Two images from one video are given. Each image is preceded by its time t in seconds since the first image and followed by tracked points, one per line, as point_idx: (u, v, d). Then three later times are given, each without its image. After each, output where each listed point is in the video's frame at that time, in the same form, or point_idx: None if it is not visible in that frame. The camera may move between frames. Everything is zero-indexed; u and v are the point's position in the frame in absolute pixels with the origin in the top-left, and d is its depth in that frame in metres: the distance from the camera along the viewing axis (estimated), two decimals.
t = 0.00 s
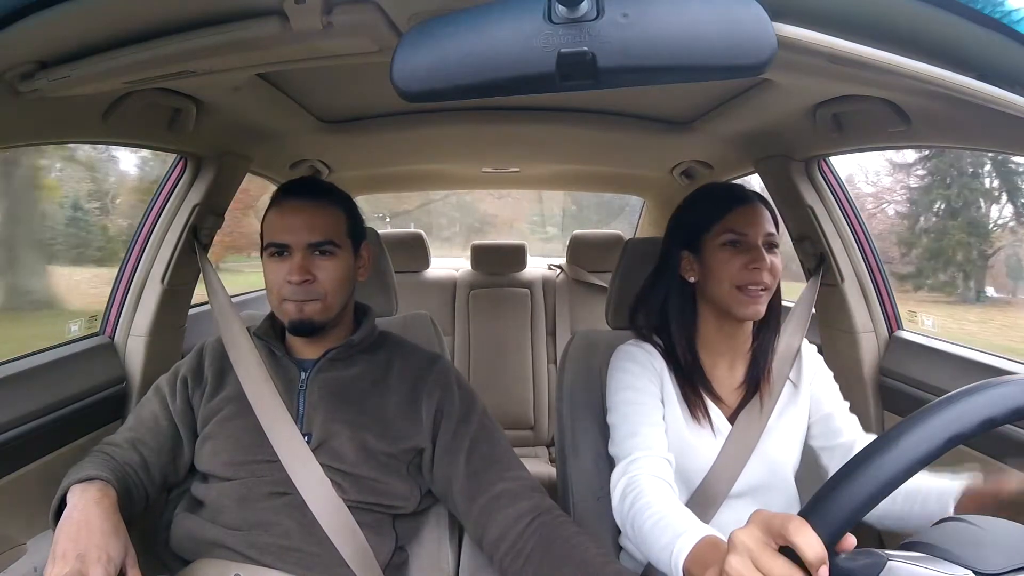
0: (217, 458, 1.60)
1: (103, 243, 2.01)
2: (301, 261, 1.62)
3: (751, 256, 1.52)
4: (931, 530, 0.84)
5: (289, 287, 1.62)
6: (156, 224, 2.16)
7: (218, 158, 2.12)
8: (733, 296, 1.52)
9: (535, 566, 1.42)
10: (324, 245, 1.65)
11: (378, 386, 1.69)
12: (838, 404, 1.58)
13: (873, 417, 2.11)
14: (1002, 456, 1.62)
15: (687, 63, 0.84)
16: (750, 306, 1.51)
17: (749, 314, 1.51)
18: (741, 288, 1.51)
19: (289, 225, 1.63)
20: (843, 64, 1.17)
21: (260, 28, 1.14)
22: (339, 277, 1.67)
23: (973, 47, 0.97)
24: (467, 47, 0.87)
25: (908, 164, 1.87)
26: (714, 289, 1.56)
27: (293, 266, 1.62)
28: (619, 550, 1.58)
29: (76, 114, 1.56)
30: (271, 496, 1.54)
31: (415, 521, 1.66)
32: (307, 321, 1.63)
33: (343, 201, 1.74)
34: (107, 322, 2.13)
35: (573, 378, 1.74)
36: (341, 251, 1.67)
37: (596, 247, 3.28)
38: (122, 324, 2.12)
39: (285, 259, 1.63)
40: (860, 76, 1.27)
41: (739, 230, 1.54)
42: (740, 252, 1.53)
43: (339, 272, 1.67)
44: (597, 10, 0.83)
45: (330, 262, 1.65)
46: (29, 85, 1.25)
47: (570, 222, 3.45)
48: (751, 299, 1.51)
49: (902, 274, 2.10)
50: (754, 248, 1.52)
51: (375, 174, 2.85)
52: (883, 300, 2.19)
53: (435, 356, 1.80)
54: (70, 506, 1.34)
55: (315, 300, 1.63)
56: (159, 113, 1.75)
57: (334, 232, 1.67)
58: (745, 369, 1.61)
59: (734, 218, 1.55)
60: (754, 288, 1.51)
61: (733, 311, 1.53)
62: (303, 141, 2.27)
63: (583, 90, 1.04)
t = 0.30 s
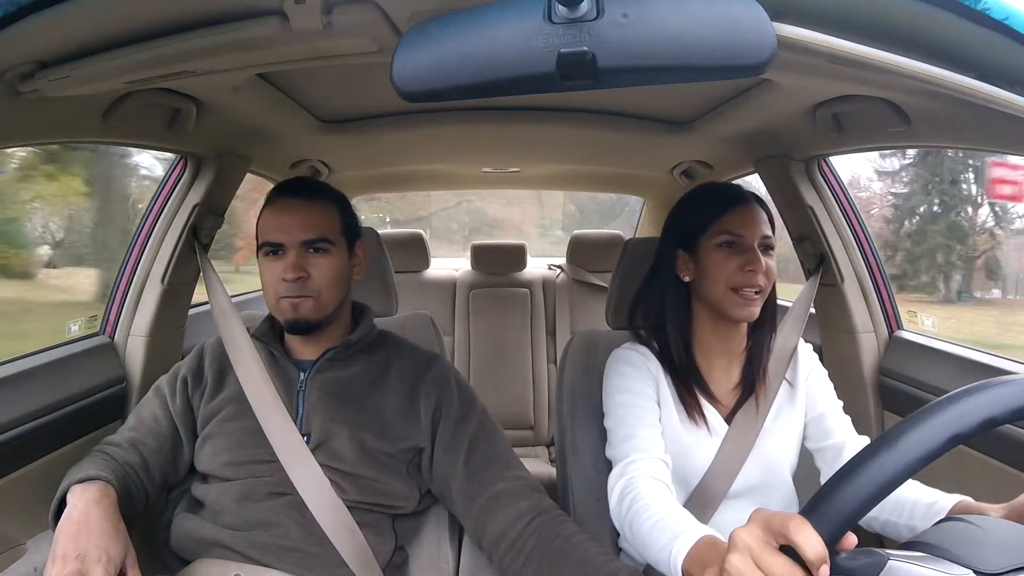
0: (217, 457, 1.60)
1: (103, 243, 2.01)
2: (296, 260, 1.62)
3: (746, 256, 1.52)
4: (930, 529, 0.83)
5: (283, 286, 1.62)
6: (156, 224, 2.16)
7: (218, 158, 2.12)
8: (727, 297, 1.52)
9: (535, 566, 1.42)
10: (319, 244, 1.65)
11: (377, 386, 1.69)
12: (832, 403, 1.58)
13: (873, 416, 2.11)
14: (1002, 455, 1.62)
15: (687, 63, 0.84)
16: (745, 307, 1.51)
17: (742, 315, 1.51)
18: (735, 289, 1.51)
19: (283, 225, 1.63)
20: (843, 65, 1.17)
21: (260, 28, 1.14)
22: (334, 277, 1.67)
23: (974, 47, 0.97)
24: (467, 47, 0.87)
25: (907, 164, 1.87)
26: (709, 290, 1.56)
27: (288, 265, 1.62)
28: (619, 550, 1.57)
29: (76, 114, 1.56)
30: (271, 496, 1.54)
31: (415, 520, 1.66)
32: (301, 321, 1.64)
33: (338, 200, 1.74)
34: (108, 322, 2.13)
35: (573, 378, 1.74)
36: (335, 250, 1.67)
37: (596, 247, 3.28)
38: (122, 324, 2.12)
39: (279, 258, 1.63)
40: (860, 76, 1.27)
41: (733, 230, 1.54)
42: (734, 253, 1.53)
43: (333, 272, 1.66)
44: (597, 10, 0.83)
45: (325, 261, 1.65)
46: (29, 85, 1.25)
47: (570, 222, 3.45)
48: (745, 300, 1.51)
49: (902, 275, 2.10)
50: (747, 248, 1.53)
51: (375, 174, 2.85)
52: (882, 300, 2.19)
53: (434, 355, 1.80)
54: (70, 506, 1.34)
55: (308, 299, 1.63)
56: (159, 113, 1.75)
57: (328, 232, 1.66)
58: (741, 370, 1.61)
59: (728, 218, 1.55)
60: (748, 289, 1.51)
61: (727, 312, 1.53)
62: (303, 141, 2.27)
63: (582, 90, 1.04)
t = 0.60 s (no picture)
0: (218, 458, 1.60)
1: (103, 243, 2.01)
2: (296, 261, 1.62)
3: (750, 257, 1.52)
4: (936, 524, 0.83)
5: (284, 287, 1.62)
6: (156, 224, 2.16)
7: (218, 158, 2.12)
8: (732, 298, 1.52)
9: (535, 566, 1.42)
10: (319, 245, 1.65)
11: (377, 387, 1.70)
12: (832, 404, 1.59)
13: (873, 416, 2.11)
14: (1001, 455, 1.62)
15: (686, 63, 0.84)
16: (749, 308, 1.51)
17: (746, 315, 1.51)
18: (738, 290, 1.52)
19: (284, 226, 1.63)
20: (843, 64, 1.17)
21: (260, 28, 1.14)
22: (334, 277, 1.67)
23: (974, 47, 0.97)
24: (467, 47, 0.87)
25: (907, 164, 1.87)
26: (714, 290, 1.56)
27: (288, 266, 1.62)
28: (619, 550, 1.58)
29: (77, 114, 1.57)
30: (271, 496, 1.54)
31: (415, 520, 1.66)
32: (301, 322, 1.64)
33: (338, 200, 1.74)
34: (107, 322, 2.13)
35: (573, 378, 1.74)
36: (335, 252, 1.67)
37: (596, 247, 3.28)
38: (122, 324, 2.12)
39: (279, 259, 1.63)
40: (860, 75, 1.27)
41: (737, 230, 1.54)
42: (738, 254, 1.53)
43: (333, 273, 1.66)
44: (597, 10, 0.83)
45: (324, 262, 1.65)
46: (29, 85, 1.25)
47: (570, 222, 3.45)
48: (749, 301, 1.51)
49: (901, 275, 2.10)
50: (752, 249, 1.52)
51: (375, 174, 2.85)
52: (882, 300, 2.20)
53: (434, 356, 1.80)
54: (70, 505, 1.34)
55: (308, 300, 1.63)
56: (159, 113, 1.75)
57: (328, 233, 1.66)
58: (743, 370, 1.61)
59: (733, 218, 1.55)
60: (751, 289, 1.51)
61: (731, 312, 1.54)
62: (303, 141, 2.27)
63: (583, 89, 1.04)
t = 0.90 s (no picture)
0: (217, 458, 1.60)
1: (103, 243, 2.01)
2: (293, 261, 1.62)
3: (749, 257, 1.52)
4: (934, 526, 0.83)
5: (281, 287, 1.62)
6: (156, 224, 2.16)
7: (218, 158, 2.12)
8: (730, 298, 1.52)
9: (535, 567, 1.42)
10: (316, 245, 1.65)
11: (376, 386, 1.70)
12: (832, 405, 1.59)
13: (873, 417, 2.11)
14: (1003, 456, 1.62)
15: (687, 63, 0.84)
16: (747, 308, 1.51)
17: (745, 316, 1.51)
18: (737, 290, 1.51)
19: (281, 225, 1.63)
20: (843, 64, 1.17)
21: (260, 28, 1.14)
22: (332, 277, 1.67)
23: (975, 46, 0.97)
24: (467, 47, 0.87)
25: (906, 164, 1.87)
26: (713, 291, 1.55)
27: (286, 266, 1.62)
28: (619, 552, 1.57)
29: (76, 114, 1.56)
30: (270, 496, 1.54)
31: (415, 520, 1.66)
32: (299, 322, 1.64)
33: (336, 200, 1.74)
34: (107, 322, 2.12)
35: (573, 378, 1.74)
36: (333, 251, 1.67)
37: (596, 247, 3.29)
38: (122, 324, 2.12)
39: (277, 258, 1.63)
40: (860, 76, 1.27)
41: (736, 231, 1.54)
42: (736, 254, 1.53)
43: (331, 272, 1.66)
44: (597, 11, 0.83)
45: (321, 262, 1.65)
46: (29, 85, 1.25)
47: (570, 223, 3.45)
48: (748, 301, 1.51)
49: (901, 275, 2.11)
50: (750, 249, 1.52)
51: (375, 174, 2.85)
52: (882, 300, 2.20)
53: (434, 355, 1.80)
54: (69, 505, 1.34)
55: (306, 300, 1.63)
56: (159, 113, 1.75)
57: (326, 232, 1.66)
58: (743, 371, 1.61)
59: (732, 219, 1.55)
60: (750, 290, 1.51)
61: (730, 313, 1.53)
62: (303, 141, 2.27)
63: (582, 90, 1.04)
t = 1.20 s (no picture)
0: (218, 457, 1.60)
1: (103, 243, 2.01)
2: (298, 262, 1.62)
3: (753, 259, 1.52)
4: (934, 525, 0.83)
5: (285, 288, 1.62)
6: (157, 224, 2.15)
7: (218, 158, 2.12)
8: (735, 300, 1.52)
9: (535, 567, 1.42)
10: (322, 246, 1.64)
11: (376, 387, 1.69)
12: (838, 409, 1.59)
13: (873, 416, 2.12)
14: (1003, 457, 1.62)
15: (687, 63, 0.84)
16: (752, 310, 1.51)
17: (750, 318, 1.51)
18: (741, 292, 1.51)
19: (286, 226, 1.62)
20: (843, 64, 1.17)
21: (260, 28, 1.14)
22: (337, 278, 1.67)
23: (975, 46, 0.97)
24: (467, 47, 0.87)
25: (906, 165, 1.87)
26: (716, 293, 1.56)
27: (291, 267, 1.62)
28: (619, 552, 1.57)
29: (76, 114, 1.56)
30: (270, 497, 1.54)
31: (415, 520, 1.66)
32: (302, 323, 1.64)
33: (343, 201, 1.74)
34: (107, 322, 2.12)
35: (573, 379, 1.74)
36: (338, 253, 1.67)
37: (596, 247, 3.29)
38: (122, 324, 2.12)
39: (282, 259, 1.63)
40: (860, 76, 1.27)
41: (740, 232, 1.54)
42: (741, 256, 1.53)
43: (336, 274, 1.66)
44: (597, 11, 0.83)
45: (326, 263, 1.65)
46: (29, 85, 1.25)
47: (570, 223, 3.45)
48: (753, 303, 1.51)
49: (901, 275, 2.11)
50: (754, 250, 1.52)
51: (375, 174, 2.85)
52: (882, 299, 2.20)
53: (435, 356, 1.80)
54: (69, 505, 1.34)
55: (311, 301, 1.63)
56: (159, 113, 1.75)
57: (331, 234, 1.66)
58: (748, 373, 1.61)
59: (735, 220, 1.55)
60: (755, 292, 1.51)
61: (735, 315, 1.53)
62: (303, 141, 2.27)
63: (582, 89, 1.04)
